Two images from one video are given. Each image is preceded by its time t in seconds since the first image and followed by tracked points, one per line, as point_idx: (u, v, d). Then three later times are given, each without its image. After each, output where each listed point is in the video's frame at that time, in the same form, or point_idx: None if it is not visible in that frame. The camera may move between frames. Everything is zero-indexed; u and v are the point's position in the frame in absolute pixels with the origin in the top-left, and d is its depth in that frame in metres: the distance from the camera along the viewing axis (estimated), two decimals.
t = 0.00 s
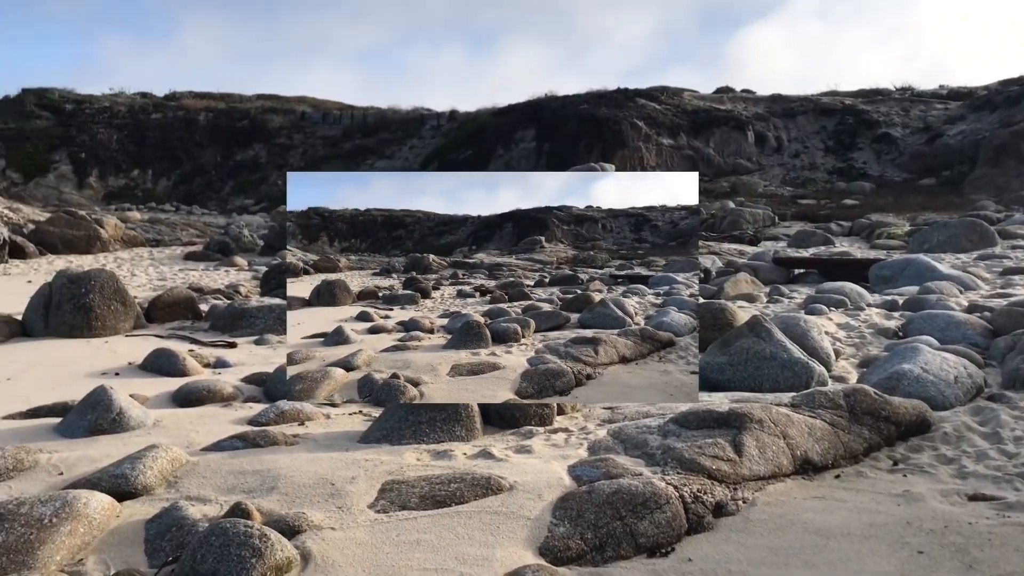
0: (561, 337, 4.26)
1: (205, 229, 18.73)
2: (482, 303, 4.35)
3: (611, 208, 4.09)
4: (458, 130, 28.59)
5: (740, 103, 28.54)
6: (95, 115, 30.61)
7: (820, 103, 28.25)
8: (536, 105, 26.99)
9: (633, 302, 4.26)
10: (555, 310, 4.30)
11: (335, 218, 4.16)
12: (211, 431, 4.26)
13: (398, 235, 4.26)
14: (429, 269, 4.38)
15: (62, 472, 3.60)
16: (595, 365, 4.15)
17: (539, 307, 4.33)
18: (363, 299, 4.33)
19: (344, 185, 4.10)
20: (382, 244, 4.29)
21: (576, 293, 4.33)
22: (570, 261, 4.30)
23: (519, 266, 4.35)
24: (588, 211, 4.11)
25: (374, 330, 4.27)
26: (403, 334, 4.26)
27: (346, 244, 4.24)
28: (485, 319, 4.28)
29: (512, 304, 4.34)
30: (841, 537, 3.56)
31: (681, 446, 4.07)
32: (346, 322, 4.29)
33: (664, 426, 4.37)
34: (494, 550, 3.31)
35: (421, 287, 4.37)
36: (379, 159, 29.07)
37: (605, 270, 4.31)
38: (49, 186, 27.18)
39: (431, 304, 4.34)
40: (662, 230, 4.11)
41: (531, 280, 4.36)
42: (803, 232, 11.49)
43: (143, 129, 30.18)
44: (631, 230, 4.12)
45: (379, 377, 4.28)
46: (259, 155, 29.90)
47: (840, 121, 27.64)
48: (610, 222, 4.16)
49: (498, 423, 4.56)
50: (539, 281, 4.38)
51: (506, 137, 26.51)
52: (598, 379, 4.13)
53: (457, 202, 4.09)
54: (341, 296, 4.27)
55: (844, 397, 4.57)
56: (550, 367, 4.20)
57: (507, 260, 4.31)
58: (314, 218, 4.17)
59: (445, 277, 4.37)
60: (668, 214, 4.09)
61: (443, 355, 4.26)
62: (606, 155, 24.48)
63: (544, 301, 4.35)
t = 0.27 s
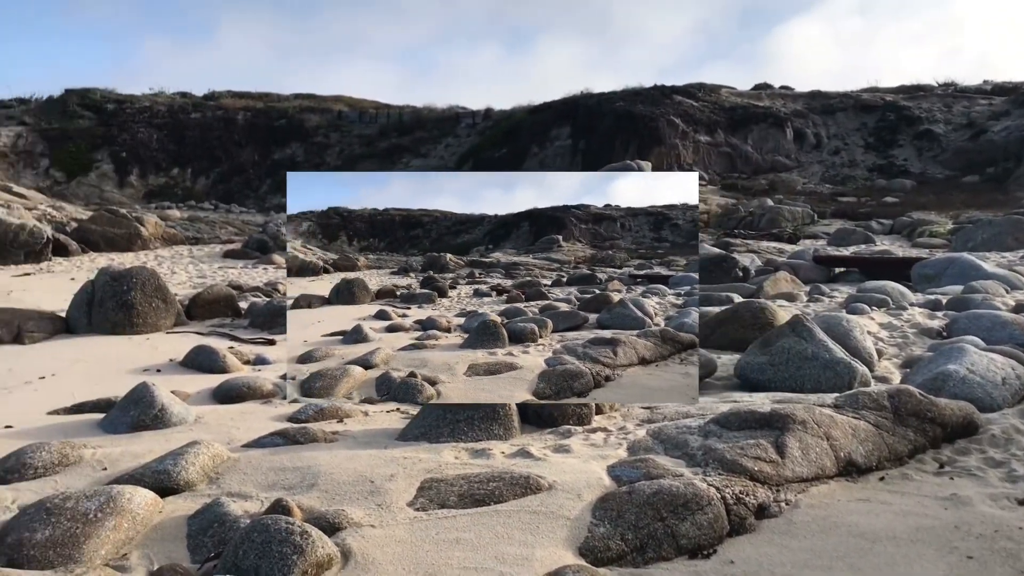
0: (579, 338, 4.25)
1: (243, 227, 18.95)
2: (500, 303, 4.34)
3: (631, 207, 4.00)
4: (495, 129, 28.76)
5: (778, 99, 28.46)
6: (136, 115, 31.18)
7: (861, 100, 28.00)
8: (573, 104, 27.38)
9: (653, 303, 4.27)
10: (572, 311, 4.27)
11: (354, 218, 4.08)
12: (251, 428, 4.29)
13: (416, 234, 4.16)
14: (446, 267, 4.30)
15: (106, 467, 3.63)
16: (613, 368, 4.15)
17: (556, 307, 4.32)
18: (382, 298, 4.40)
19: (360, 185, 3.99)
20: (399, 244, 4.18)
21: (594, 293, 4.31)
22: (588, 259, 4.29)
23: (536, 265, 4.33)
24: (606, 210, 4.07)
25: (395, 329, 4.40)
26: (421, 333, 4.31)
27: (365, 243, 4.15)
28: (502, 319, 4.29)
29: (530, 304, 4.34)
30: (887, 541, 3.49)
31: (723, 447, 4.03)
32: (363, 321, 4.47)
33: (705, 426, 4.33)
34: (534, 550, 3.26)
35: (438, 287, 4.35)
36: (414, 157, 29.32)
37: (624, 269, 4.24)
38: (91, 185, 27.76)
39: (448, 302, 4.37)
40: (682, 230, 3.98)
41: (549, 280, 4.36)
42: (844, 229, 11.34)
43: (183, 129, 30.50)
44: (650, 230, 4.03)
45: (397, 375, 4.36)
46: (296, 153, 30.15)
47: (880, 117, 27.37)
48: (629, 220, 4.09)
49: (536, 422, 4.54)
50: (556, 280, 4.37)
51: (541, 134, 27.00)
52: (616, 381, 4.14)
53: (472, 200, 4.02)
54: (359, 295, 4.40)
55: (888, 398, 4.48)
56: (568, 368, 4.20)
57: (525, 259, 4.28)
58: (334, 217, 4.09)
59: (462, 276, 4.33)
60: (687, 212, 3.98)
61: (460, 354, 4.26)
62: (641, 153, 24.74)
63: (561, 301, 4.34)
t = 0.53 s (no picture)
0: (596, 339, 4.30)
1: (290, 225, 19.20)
2: (517, 302, 4.41)
3: (652, 207, 4.08)
4: (538, 127, 28.82)
5: (826, 96, 28.10)
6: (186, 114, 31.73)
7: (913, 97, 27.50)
8: (617, 102, 27.57)
9: (673, 304, 4.39)
10: (592, 311, 4.34)
11: (374, 218, 4.15)
12: (296, 424, 4.32)
13: (434, 234, 4.23)
14: (463, 267, 4.35)
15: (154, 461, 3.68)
16: (632, 369, 4.15)
17: (575, 307, 4.38)
18: (401, 297, 4.43)
19: (380, 186, 4.04)
20: (418, 244, 4.24)
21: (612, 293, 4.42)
22: (609, 259, 4.35)
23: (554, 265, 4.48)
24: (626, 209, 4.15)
25: (413, 327, 4.37)
26: (438, 332, 4.29)
27: (385, 243, 4.19)
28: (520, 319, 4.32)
29: (548, 305, 4.44)
30: (940, 548, 3.38)
31: (770, 450, 3.95)
32: (382, 319, 4.40)
33: (752, 428, 4.26)
34: (577, 551, 3.22)
35: (457, 287, 4.40)
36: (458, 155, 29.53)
37: (645, 269, 4.33)
38: (141, 183, 28.37)
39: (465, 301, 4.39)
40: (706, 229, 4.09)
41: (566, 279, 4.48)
42: (894, 229, 11.12)
43: (230, 127, 30.82)
44: (673, 230, 4.10)
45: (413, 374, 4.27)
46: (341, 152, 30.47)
47: (933, 114, 26.84)
48: (650, 220, 4.14)
49: (580, 422, 4.50)
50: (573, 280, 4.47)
51: (585, 132, 27.12)
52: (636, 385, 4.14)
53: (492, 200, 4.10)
54: (380, 294, 4.38)
55: (940, 401, 4.36)
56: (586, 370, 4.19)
57: (543, 258, 4.41)
58: (355, 217, 4.14)
59: (480, 276, 4.37)
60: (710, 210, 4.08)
61: (478, 354, 4.27)
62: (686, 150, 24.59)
63: (580, 301, 4.41)
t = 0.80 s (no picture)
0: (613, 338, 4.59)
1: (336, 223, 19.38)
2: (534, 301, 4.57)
3: (670, 205, 4.38)
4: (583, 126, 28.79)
5: (877, 94, 27.65)
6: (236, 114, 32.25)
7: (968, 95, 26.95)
8: (664, 99, 27.40)
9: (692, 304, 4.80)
10: (609, 311, 4.61)
11: (391, 219, 4.29)
12: (340, 421, 4.36)
13: (451, 234, 4.35)
14: (480, 266, 4.55)
15: (201, 456, 3.74)
16: (650, 369, 4.37)
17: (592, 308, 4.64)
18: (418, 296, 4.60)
19: (399, 185, 4.12)
20: (435, 243, 4.38)
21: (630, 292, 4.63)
22: (627, 258, 4.57)
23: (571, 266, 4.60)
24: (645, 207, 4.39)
25: (429, 326, 4.59)
26: (455, 330, 4.52)
27: (402, 242, 4.36)
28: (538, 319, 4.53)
29: (564, 304, 4.62)
30: (993, 556, 3.26)
31: (817, 453, 3.87)
32: (400, 318, 4.63)
33: (798, 431, 4.19)
34: (619, 553, 3.18)
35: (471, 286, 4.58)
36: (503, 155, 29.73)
37: (664, 269, 4.62)
38: (191, 182, 28.90)
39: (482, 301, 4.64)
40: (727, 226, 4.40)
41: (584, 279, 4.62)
42: (947, 229, 10.84)
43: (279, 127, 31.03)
44: (693, 227, 4.44)
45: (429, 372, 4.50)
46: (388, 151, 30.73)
47: (989, 112, 26.27)
48: (668, 219, 4.46)
49: (622, 422, 4.46)
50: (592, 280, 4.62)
51: (631, 130, 26.83)
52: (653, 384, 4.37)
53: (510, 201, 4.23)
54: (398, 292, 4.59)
55: (994, 405, 4.24)
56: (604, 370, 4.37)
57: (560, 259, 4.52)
58: (373, 217, 4.27)
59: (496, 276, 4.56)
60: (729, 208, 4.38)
61: (494, 353, 4.49)
62: (734, 148, 24.38)
63: (597, 300, 4.67)
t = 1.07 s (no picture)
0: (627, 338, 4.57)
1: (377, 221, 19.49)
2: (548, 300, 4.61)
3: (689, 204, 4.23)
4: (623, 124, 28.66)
5: (924, 89, 27.15)
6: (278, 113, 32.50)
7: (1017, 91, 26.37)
8: (705, 95, 27.12)
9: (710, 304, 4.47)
10: (624, 311, 4.57)
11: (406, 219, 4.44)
12: (378, 418, 4.39)
13: (465, 233, 4.47)
14: (493, 266, 4.62)
15: (241, 452, 3.79)
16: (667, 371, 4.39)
17: (607, 307, 4.63)
18: (433, 294, 4.73)
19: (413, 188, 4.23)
20: (450, 242, 4.52)
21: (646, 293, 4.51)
22: (643, 257, 4.48)
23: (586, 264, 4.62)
24: (661, 206, 4.31)
25: (443, 326, 4.74)
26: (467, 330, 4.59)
27: (417, 242, 4.54)
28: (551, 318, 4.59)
29: (580, 304, 4.64)
30: None
31: (859, 454, 3.80)
32: (414, 316, 4.82)
33: (840, 431, 4.12)
34: (656, 554, 3.16)
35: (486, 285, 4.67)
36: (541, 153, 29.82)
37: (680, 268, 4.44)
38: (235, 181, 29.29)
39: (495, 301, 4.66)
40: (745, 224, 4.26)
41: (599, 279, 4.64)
42: (995, 227, 10.59)
43: (320, 126, 31.23)
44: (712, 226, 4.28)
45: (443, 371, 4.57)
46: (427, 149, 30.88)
47: None
48: (686, 216, 4.32)
49: (660, 422, 4.44)
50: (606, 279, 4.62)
51: (671, 127, 26.55)
52: (670, 385, 4.39)
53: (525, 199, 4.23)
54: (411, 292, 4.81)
55: None
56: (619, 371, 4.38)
57: (573, 257, 4.51)
58: (389, 218, 4.45)
59: (509, 275, 4.61)
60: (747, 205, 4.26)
61: (506, 352, 4.51)
62: (776, 145, 24.11)
63: (613, 299, 4.64)
